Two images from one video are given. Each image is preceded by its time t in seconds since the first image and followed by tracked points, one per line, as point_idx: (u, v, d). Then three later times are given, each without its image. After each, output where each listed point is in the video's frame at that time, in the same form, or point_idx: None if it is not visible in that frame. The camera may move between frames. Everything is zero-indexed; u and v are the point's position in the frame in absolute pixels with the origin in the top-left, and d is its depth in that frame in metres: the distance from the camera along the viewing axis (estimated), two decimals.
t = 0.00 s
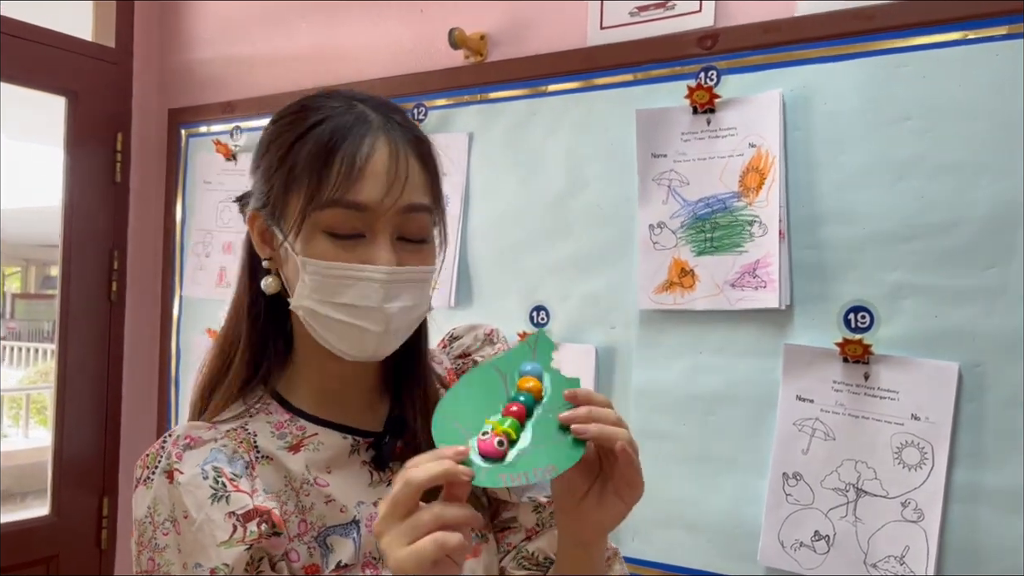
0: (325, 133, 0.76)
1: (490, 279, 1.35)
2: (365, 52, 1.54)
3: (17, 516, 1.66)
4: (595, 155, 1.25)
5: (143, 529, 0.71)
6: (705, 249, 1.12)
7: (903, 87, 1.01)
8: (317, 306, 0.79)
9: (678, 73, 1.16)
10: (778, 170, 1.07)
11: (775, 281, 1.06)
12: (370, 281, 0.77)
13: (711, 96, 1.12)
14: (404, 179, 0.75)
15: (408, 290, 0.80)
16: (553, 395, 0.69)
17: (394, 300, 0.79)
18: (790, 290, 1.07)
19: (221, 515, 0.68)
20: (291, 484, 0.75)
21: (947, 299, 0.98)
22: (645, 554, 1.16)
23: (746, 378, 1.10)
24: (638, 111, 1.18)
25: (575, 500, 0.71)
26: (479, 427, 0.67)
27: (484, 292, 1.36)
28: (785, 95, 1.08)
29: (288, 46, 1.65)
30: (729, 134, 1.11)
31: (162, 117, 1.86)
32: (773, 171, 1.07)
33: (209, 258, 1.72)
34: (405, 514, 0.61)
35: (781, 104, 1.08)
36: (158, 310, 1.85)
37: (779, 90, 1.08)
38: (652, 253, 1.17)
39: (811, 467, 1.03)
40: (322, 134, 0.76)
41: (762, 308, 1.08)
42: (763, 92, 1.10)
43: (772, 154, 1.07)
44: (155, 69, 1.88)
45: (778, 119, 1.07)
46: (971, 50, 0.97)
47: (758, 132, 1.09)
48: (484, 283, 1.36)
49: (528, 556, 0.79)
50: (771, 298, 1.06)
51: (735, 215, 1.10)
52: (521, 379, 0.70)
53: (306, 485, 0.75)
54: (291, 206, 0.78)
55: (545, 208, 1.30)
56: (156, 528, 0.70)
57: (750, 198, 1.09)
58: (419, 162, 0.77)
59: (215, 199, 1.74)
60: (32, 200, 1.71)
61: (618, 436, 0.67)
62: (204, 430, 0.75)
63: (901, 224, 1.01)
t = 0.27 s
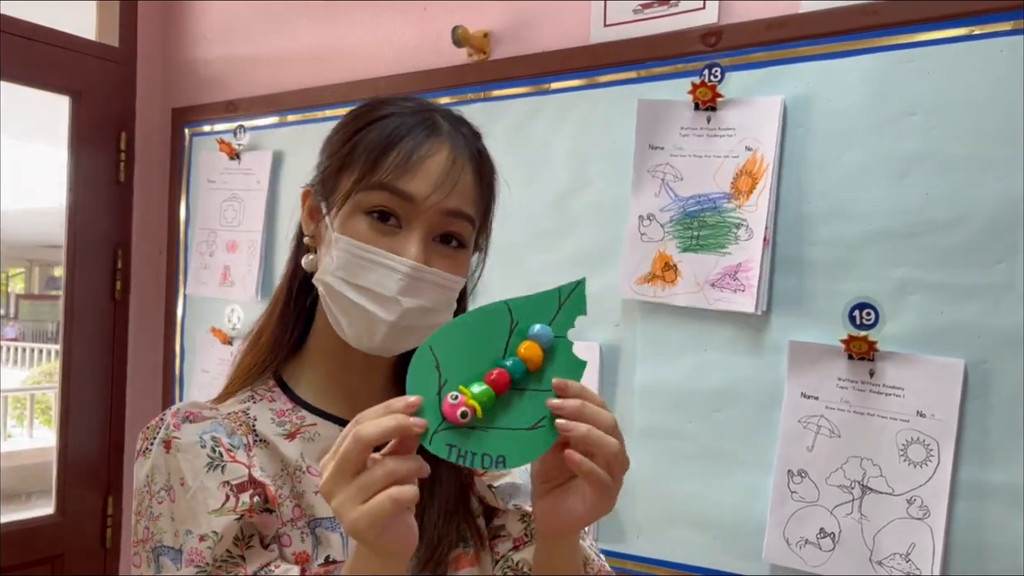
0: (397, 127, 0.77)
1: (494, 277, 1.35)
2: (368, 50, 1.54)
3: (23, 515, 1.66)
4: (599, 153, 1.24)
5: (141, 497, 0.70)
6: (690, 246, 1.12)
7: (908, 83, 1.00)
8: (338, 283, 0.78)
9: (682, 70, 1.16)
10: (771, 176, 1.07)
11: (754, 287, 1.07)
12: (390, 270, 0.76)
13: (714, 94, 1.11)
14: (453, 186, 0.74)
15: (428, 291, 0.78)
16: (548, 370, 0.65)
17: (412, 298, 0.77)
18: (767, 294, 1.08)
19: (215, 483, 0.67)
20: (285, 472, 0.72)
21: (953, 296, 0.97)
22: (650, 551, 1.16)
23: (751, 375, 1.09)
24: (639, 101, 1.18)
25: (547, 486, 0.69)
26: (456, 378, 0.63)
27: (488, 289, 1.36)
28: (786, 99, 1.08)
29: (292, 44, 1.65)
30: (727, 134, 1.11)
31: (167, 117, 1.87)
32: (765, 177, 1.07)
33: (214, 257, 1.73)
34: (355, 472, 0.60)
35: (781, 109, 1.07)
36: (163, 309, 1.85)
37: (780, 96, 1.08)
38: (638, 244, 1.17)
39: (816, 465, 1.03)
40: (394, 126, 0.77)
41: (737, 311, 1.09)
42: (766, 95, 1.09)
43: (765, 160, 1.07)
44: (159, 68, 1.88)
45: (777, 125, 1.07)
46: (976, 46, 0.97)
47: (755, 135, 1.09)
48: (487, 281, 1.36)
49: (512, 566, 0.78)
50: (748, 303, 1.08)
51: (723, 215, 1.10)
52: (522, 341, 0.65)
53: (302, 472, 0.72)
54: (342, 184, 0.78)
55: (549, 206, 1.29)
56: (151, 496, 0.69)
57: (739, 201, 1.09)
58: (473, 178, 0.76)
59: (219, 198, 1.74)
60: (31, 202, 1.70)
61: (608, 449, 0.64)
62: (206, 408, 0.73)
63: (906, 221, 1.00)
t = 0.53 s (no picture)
0: (440, 139, 0.78)
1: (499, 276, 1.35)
2: (373, 51, 1.54)
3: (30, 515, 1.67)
4: (605, 152, 1.25)
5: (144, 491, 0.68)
6: (694, 245, 1.12)
7: (914, 82, 1.01)
8: (351, 274, 0.78)
9: (687, 69, 1.16)
10: (775, 176, 1.07)
11: (758, 287, 1.08)
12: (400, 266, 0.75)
13: (719, 93, 1.11)
14: (478, 199, 0.74)
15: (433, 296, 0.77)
16: (567, 363, 0.65)
17: (419, 299, 0.76)
18: (772, 294, 1.09)
19: (221, 473, 0.66)
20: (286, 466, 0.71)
21: (958, 295, 0.97)
22: (656, 550, 1.16)
23: (756, 374, 1.10)
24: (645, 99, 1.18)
25: (566, 482, 0.69)
26: (474, 365, 0.64)
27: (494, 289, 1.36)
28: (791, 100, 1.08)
29: (297, 45, 1.66)
30: (732, 134, 1.11)
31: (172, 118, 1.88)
32: (769, 177, 1.07)
33: (219, 257, 1.73)
34: (370, 452, 0.62)
35: (785, 110, 1.07)
36: (168, 309, 1.85)
37: (785, 96, 1.08)
38: (643, 242, 1.17)
39: (822, 463, 1.03)
40: (436, 138, 0.78)
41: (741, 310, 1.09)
42: (769, 96, 1.10)
43: (770, 159, 1.08)
44: (164, 69, 1.89)
45: (780, 126, 1.07)
46: (982, 45, 0.97)
47: (760, 135, 1.09)
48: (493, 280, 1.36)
49: (517, 566, 0.79)
50: (752, 302, 1.08)
51: (727, 215, 1.10)
52: (542, 331, 0.65)
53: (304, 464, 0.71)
54: (375, 180, 0.79)
55: (554, 205, 1.30)
56: (157, 488, 0.67)
57: (743, 200, 1.09)
58: (500, 199, 0.76)
59: (225, 198, 1.74)
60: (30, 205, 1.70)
61: (621, 450, 0.63)
62: (210, 402, 0.72)
63: (912, 219, 1.00)
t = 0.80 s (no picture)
0: (443, 137, 0.78)
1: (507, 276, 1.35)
2: (379, 50, 1.55)
3: (36, 515, 1.67)
4: (612, 151, 1.25)
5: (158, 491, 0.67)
6: (717, 245, 1.12)
7: (922, 81, 1.01)
8: (358, 273, 0.78)
9: (694, 68, 1.16)
10: (793, 168, 1.07)
11: (785, 280, 1.06)
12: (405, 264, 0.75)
13: (728, 91, 1.12)
14: (482, 196, 0.74)
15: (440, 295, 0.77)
16: (594, 358, 0.65)
17: (425, 297, 0.76)
18: (800, 286, 1.07)
19: (233, 473, 0.66)
20: (297, 466, 0.71)
21: (967, 294, 0.97)
22: (664, 550, 1.16)
23: (764, 374, 1.10)
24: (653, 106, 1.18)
25: (589, 477, 0.71)
26: (502, 363, 0.65)
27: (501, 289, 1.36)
28: (801, 93, 1.08)
29: (303, 45, 1.66)
30: (744, 130, 1.11)
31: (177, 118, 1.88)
32: (787, 169, 1.07)
33: (225, 257, 1.73)
34: (402, 449, 0.62)
35: (797, 103, 1.08)
36: (174, 309, 1.86)
37: (795, 89, 1.08)
38: (664, 247, 1.17)
39: (831, 463, 1.03)
40: (439, 136, 0.78)
41: (771, 306, 1.08)
42: (781, 89, 1.10)
43: (786, 152, 1.08)
44: (170, 69, 1.89)
45: (794, 119, 1.08)
46: (990, 44, 0.97)
47: (773, 130, 1.09)
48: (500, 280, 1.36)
49: (528, 565, 0.79)
50: (781, 296, 1.07)
51: (748, 211, 1.10)
52: (568, 327, 0.65)
53: (315, 465, 0.72)
54: (379, 180, 0.79)
55: (561, 205, 1.30)
56: (171, 489, 0.66)
57: (762, 195, 1.09)
58: (504, 194, 0.76)
59: (230, 198, 1.74)
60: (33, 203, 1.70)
61: (649, 446, 0.65)
62: (221, 401, 0.72)
63: (920, 218, 1.00)
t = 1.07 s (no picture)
0: (440, 135, 0.78)
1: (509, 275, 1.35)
2: (380, 49, 1.54)
3: (38, 515, 1.67)
4: (614, 150, 1.25)
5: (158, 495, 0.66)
6: (717, 243, 1.12)
7: (925, 78, 1.00)
8: (357, 272, 0.78)
9: (696, 67, 1.16)
10: (794, 168, 1.07)
11: (785, 279, 1.07)
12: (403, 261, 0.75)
13: (730, 90, 1.11)
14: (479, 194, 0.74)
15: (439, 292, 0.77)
16: (599, 356, 0.66)
17: (425, 294, 0.76)
18: (799, 285, 1.08)
19: (236, 475, 0.65)
20: (298, 467, 0.71)
21: (970, 291, 0.97)
22: (667, 548, 1.16)
23: (767, 372, 1.10)
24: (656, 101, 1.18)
25: (595, 475, 0.72)
26: (508, 365, 0.65)
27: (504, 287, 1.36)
28: (803, 92, 1.08)
29: (304, 43, 1.66)
30: (746, 129, 1.11)
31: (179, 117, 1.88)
32: (788, 168, 1.07)
33: (227, 256, 1.73)
34: (409, 451, 0.62)
35: (798, 101, 1.07)
36: (176, 308, 1.86)
37: (797, 87, 1.08)
38: (664, 245, 1.17)
39: (834, 461, 1.03)
40: (436, 134, 0.78)
41: (771, 305, 1.08)
42: (782, 87, 1.09)
43: (788, 150, 1.07)
44: (171, 68, 1.89)
45: (796, 117, 1.07)
46: (993, 41, 0.96)
47: (775, 129, 1.09)
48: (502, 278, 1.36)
49: (530, 563, 0.80)
50: (781, 296, 1.07)
51: (748, 210, 1.10)
52: (573, 327, 0.66)
53: (315, 465, 0.71)
54: (376, 179, 0.79)
55: (563, 203, 1.30)
56: (172, 492, 0.65)
57: (763, 194, 1.09)
58: (502, 193, 0.75)
59: (232, 197, 1.74)
60: (33, 203, 1.70)
61: (656, 442, 0.64)
62: (222, 403, 0.71)
63: (923, 216, 1.00)
